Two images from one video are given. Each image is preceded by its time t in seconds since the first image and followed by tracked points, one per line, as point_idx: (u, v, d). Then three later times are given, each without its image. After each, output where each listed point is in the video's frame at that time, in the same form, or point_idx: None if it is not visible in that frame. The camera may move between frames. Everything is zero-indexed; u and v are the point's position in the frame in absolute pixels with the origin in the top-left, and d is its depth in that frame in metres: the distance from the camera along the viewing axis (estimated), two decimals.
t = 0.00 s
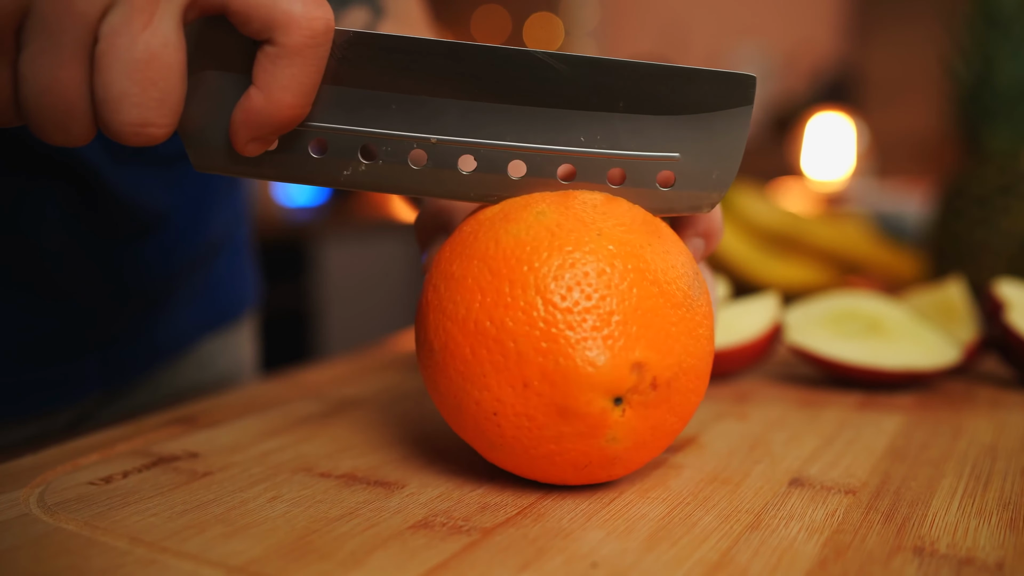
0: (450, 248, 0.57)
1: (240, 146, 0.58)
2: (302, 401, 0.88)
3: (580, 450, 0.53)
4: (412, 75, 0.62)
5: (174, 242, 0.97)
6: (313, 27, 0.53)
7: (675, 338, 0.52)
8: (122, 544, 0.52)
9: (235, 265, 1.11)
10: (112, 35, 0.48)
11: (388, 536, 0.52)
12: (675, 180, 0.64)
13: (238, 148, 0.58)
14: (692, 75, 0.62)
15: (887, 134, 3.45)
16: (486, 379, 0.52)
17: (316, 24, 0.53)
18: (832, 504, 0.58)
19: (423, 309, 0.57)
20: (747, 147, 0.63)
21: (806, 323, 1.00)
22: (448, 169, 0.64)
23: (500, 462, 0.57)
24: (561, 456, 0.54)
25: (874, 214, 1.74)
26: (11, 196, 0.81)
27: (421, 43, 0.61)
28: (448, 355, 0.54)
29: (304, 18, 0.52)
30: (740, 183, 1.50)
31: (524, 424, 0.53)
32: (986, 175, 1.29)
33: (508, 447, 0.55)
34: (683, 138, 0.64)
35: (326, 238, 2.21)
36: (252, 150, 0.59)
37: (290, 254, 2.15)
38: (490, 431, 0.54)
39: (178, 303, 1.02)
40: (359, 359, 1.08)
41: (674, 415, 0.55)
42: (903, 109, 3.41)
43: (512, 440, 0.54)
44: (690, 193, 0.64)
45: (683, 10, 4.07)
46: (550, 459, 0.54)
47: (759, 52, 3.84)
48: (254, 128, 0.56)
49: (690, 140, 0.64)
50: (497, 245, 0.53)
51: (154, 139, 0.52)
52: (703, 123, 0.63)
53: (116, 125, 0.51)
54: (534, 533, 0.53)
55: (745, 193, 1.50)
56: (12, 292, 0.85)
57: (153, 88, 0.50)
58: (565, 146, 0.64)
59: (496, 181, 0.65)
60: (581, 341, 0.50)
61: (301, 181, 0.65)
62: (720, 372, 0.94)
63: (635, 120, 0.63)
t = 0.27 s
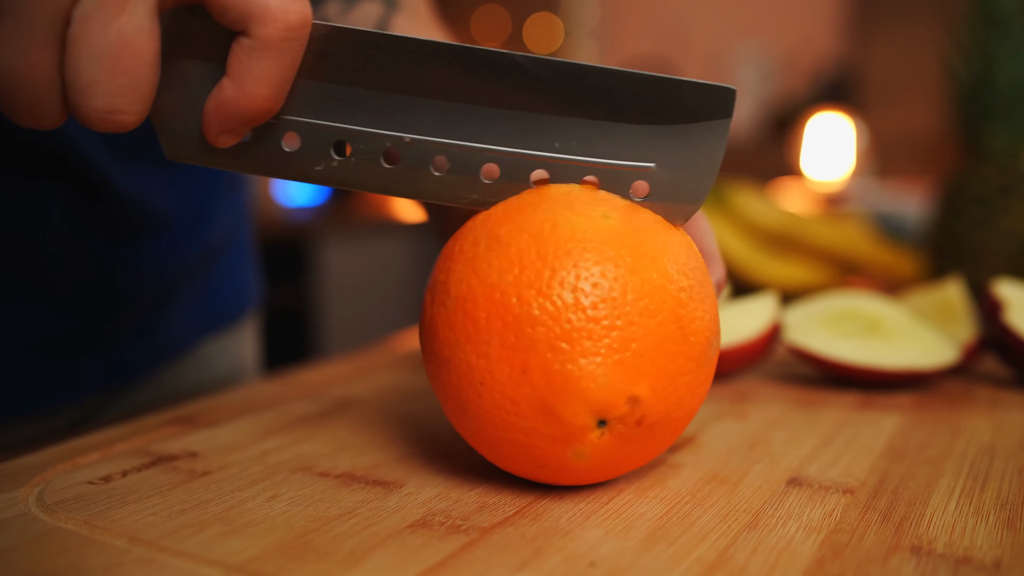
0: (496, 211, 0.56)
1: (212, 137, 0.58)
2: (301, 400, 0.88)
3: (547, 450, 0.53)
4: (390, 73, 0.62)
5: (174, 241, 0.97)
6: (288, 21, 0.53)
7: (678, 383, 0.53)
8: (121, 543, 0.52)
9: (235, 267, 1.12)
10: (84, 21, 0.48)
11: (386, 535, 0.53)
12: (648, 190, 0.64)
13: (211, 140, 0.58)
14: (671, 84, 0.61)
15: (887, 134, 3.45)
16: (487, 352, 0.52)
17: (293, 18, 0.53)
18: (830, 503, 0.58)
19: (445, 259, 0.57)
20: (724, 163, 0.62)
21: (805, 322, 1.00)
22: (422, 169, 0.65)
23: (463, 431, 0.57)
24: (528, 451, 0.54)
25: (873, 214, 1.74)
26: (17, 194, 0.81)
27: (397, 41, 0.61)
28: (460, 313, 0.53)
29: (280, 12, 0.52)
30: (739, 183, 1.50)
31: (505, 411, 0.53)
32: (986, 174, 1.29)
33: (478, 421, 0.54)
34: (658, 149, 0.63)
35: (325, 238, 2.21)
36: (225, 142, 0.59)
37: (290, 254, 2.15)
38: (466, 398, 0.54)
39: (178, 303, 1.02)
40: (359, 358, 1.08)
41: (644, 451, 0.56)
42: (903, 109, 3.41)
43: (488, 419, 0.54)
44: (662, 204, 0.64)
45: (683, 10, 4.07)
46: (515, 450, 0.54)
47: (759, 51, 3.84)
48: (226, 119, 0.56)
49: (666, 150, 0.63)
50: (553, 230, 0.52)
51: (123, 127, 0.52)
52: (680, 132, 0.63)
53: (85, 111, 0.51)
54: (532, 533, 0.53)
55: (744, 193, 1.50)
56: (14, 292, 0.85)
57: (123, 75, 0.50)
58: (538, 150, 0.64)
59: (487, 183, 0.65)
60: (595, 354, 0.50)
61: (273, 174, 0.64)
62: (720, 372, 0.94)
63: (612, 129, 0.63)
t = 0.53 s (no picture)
0: (607, 195, 0.55)
1: (227, 153, 0.58)
2: (301, 400, 0.88)
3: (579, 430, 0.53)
4: (400, 87, 0.63)
5: (174, 242, 0.97)
6: (298, 39, 0.53)
7: (719, 418, 0.54)
8: (121, 543, 0.52)
9: (237, 267, 1.12)
10: (100, 42, 0.49)
11: (387, 535, 0.52)
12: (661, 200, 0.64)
13: (227, 156, 0.58)
14: (679, 96, 0.62)
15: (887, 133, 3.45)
16: (559, 322, 0.51)
17: (303, 35, 0.53)
18: (831, 503, 0.58)
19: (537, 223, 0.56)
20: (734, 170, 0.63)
21: (804, 321, 1.00)
22: (434, 182, 0.65)
23: (498, 386, 0.56)
24: (559, 429, 0.53)
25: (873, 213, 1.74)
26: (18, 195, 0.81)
27: (408, 54, 0.61)
28: (547, 276, 0.52)
29: (292, 29, 0.53)
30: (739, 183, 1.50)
31: (555, 385, 0.52)
32: (986, 174, 1.28)
33: (521, 382, 0.53)
34: (667, 158, 0.63)
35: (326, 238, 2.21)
36: (240, 158, 0.59)
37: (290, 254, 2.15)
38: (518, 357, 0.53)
39: (180, 303, 1.02)
40: (358, 358, 1.08)
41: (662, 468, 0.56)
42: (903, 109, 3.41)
43: (534, 384, 0.53)
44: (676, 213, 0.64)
45: (683, 10, 4.07)
46: (548, 425, 0.54)
47: (758, 51, 3.84)
48: (241, 136, 0.56)
49: (675, 161, 0.63)
50: (671, 230, 0.52)
51: (142, 144, 0.53)
52: (690, 143, 0.63)
53: (106, 130, 0.52)
54: (533, 532, 0.53)
55: (744, 193, 1.50)
56: (14, 293, 0.85)
57: (138, 94, 0.51)
58: (550, 163, 0.64)
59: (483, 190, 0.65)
60: (662, 363, 0.50)
61: (281, 187, 0.64)
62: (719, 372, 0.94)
63: (623, 140, 0.64)
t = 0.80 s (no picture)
0: (604, 193, 0.55)
1: (225, 153, 0.58)
2: (300, 400, 0.87)
3: (580, 427, 0.53)
4: (397, 85, 0.62)
5: (174, 243, 0.97)
6: (296, 37, 0.53)
7: (718, 418, 0.53)
8: (119, 543, 0.52)
9: (237, 268, 1.11)
10: (96, 42, 0.49)
11: (385, 536, 0.52)
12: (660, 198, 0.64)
13: (225, 156, 0.58)
14: (677, 90, 0.61)
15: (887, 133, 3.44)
16: (560, 318, 0.51)
17: (299, 34, 0.53)
18: (831, 503, 0.57)
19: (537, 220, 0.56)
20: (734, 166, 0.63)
21: (803, 321, 1.00)
22: (433, 180, 0.65)
23: (501, 384, 0.56)
24: (560, 428, 0.53)
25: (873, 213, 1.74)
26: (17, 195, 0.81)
27: (405, 54, 0.61)
28: (546, 272, 0.52)
29: (287, 27, 0.53)
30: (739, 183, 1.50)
31: (556, 382, 0.52)
32: (986, 174, 1.28)
33: (521, 378, 0.53)
34: (667, 156, 0.63)
35: (326, 237, 2.21)
36: (239, 158, 0.59)
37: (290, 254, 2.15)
38: (519, 354, 0.53)
39: (180, 303, 1.02)
40: (357, 358, 1.08)
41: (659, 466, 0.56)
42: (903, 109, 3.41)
43: (535, 381, 0.53)
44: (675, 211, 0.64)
45: (683, 10, 4.07)
46: (551, 422, 0.53)
47: (758, 51, 3.84)
48: (239, 135, 0.56)
49: (676, 157, 0.63)
50: (669, 226, 0.52)
51: (139, 145, 0.53)
52: (689, 139, 0.63)
53: (103, 131, 0.51)
54: (532, 533, 0.53)
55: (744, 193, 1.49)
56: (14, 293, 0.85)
57: (136, 94, 0.51)
58: (548, 159, 0.64)
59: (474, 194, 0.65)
60: (658, 360, 0.50)
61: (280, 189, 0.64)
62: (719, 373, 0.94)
63: (622, 137, 0.63)
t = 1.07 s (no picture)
0: (558, 196, 0.55)
1: (235, 137, 0.58)
2: (299, 399, 0.87)
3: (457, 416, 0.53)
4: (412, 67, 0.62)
5: (174, 242, 0.97)
6: (309, 19, 0.53)
7: (597, 441, 0.54)
8: (116, 543, 0.52)
9: (236, 268, 1.11)
10: (106, 25, 0.48)
11: (382, 535, 0.52)
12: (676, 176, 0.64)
13: (236, 139, 0.58)
14: (695, 69, 0.61)
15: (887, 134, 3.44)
16: (467, 309, 0.52)
17: (312, 16, 0.53)
18: (828, 503, 0.57)
19: (479, 208, 0.56)
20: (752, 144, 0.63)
21: (803, 321, 1.00)
22: (447, 162, 0.64)
23: (399, 358, 0.56)
24: (439, 412, 0.54)
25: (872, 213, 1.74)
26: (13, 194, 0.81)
27: (419, 33, 0.61)
28: (511, 250, 0.52)
29: (300, 9, 0.52)
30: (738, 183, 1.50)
31: (448, 371, 0.52)
32: (986, 174, 1.29)
33: (420, 358, 0.54)
34: (685, 134, 0.63)
35: (326, 238, 2.21)
36: (249, 140, 0.59)
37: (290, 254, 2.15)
38: (420, 333, 0.54)
39: (178, 304, 1.02)
40: (356, 358, 1.08)
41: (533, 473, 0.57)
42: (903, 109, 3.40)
43: (429, 364, 0.53)
44: (691, 189, 0.64)
45: (683, 10, 4.07)
46: (431, 405, 0.54)
47: (758, 51, 3.84)
48: (250, 118, 0.56)
49: (692, 135, 0.63)
50: (635, 261, 0.53)
51: (149, 129, 0.52)
52: (707, 118, 0.63)
53: (112, 115, 0.51)
54: (529, 532, 0.53)
55: (744, 193, 1.49)
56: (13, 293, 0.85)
57: (146, 78, 0.50)
58: (563, 140, 0.63)
59: (485, 177, 0.64)
60: (557, 371, 0.51)
61: (291, 171, 0.64)
62: (718, 372, 0.94)
63: (639, 116, 0.63)
